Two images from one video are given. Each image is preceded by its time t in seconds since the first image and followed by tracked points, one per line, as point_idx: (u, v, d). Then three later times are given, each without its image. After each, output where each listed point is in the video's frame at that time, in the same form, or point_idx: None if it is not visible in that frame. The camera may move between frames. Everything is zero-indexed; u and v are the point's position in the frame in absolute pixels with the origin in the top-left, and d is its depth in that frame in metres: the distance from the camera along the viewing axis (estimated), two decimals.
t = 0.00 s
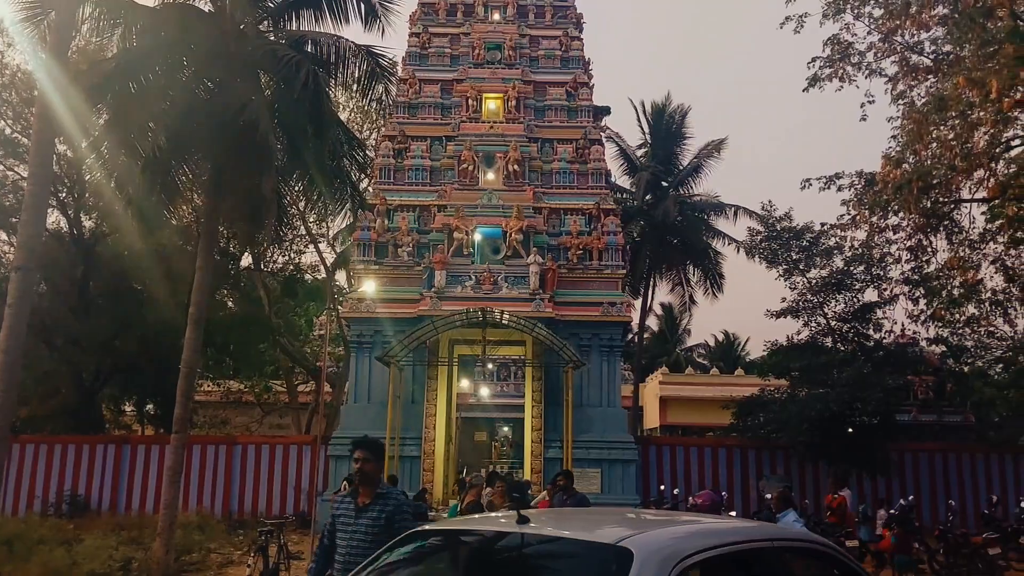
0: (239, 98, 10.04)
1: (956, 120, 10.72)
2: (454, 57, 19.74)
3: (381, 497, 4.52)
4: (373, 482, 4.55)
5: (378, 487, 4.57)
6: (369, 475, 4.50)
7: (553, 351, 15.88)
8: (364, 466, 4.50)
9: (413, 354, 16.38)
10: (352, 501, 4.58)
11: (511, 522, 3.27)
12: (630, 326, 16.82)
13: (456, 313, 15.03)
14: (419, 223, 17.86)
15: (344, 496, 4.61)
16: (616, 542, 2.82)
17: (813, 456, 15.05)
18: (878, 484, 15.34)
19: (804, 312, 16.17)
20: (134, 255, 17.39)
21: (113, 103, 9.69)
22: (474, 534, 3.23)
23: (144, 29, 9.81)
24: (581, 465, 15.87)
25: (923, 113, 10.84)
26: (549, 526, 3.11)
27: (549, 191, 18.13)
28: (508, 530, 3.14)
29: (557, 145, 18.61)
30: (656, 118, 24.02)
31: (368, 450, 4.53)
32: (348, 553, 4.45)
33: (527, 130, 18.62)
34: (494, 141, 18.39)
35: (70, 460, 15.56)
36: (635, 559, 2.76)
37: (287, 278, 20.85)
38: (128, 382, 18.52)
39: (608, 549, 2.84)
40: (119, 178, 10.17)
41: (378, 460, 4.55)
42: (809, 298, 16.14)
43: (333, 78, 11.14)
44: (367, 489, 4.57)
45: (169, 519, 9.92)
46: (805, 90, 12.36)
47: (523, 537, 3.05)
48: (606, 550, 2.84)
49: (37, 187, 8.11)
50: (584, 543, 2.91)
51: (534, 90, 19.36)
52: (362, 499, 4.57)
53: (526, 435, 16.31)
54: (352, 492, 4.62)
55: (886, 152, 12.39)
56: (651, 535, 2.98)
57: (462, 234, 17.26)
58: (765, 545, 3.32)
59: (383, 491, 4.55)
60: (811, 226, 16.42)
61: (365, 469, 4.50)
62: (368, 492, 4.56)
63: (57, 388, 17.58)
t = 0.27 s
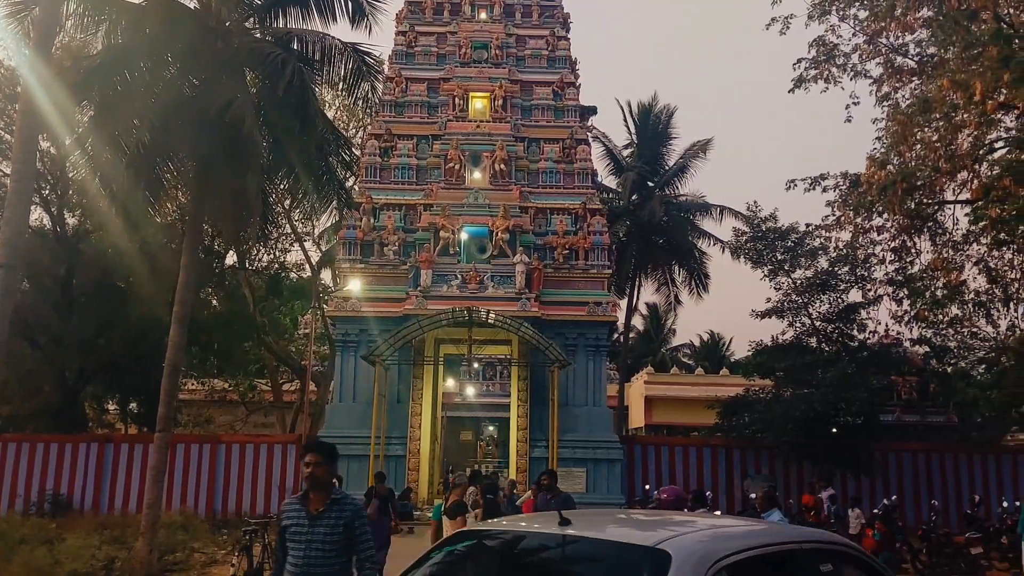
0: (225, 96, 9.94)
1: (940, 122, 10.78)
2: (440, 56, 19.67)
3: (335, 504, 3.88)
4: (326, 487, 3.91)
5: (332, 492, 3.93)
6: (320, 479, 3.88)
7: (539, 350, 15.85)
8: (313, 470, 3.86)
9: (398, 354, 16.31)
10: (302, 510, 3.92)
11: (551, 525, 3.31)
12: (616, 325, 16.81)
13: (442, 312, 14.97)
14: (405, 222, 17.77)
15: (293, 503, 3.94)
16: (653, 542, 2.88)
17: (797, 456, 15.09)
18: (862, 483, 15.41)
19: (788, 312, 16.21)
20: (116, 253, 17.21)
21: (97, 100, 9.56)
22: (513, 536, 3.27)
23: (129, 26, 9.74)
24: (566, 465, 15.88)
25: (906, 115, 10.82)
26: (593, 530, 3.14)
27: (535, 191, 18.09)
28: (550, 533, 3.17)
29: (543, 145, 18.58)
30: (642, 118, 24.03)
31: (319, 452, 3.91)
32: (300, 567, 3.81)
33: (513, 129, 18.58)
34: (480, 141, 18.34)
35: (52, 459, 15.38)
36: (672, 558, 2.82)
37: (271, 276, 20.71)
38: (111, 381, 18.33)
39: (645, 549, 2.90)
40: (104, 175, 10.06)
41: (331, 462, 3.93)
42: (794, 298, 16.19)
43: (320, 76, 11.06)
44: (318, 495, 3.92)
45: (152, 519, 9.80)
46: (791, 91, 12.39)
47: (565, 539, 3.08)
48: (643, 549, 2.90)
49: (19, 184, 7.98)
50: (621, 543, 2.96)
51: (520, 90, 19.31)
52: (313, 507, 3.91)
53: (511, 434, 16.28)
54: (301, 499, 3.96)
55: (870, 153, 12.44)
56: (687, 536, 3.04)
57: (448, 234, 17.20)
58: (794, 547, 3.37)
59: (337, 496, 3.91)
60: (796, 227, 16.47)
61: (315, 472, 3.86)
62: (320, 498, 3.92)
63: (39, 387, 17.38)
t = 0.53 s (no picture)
0: (209, 93, 9.84)
1: (922, 123, 10.84)
2: (426, 55, 19.61)
3: (288, 497, 3.74)
4: (277, 480, 3.74)
5: (283, 486, 3.77)
6: (271, 472, 3.71)
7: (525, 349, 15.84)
8: (262, 462, 3.71)
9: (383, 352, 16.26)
10: (251, 503, 3.76)
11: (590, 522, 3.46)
12: (601, 324, 16.83)
13: (427, 311, 14.93)
14: (390, 220, 17.71)
15: (241, 497, 3.78)
16: (692, 542, 3.02)
17: (780, 454, 15.18)
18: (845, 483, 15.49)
19: (772, 311, 16.29)
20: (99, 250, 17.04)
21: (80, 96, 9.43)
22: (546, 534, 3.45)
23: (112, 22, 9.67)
24: (551, 463, 15.90)
25: (890, 116, 10.87)
26: (632, 525, 3.29)
27: (521, 190, 18.08)
28: (587, 528, 3.34)
29: (529, 144, 18.57)
30: (627, 118, 24.07)
31: (269, 443, 3.76)
32: (246, 563, 3.65)
33: (499, 128, 18.55)
34: (466, 140, 18.30)
35: (33, 457, 15.21)
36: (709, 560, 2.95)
37: (255, 274, 20.58)
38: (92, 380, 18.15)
39: (683, 548, 3.03)
40: (87, 172, 9.91)
41: (282, 454, 3.78)
42: (778, 298, 16.26)
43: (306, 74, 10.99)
44: (268, 489, 3.76)
45: (134, 518, 9.71)
46: (776, 92, 12.44)
47: (605, 534, 3.24)
48: (681, 548, 3.05)
49: None
50: (661, 541, 3.10)
51: (506, 88, 19.29)
52: (263, 501, 3.75)
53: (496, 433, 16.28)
54: (250, 493, 3.79)
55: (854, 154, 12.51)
56: (722, 535, 3.17)
57: (433, 232, 17.16)
58: (821, 546, 3.47)
59: (289, 489, 3.76)
60: (780, 227, 16.55)
61: (264, 465, 3.70)
62: (269, 491, 3.75)
63: (19, 385, 17.20)
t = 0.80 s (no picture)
0: (189, 91, 9.71)
1: (901, 124, 10.92)
2: (408, 53, 19.53)
3: (245, 505, 3.54)
4: (233, 485, 3.57)
5: (239, 492, 3.59)
6: (227, 478, 3.55)
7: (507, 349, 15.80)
8: (217, 465, 3.54)
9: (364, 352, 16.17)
10: (205, 510, 3.56)
11: (622, 519, 3.66)
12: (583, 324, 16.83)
13: (409, 311, 14.86)
14: (372, 219, 17.63)
15: (195, 503, 3.60)
16: (724, 538, 3.21)
17: (760, 453, 15.26)
18: (824, 482, 15.60)
19: (753, 311, 16.36)
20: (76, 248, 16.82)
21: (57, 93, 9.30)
22: (580, 536, 3.66)
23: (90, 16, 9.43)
24: (532, 463, 15.89)
25: (869, 117, 10.94)
26: (665, 522, 3.51)
27: (503, 189, 18.05)
28: (623, 527, 3.54)
29: (511, 143, 18.54)
30: (610, 118, 24.11)
31: (225, 446, 3.60)
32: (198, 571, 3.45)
33: (481, 128, 18.51)
34: (448, 139, 18.24)
35: (9, 458, 15.05)
36: (740, 558, 3.14)
37: (235, 273, 20.41)
38: (69, 380, 17.90)
39: (716, 544, 3.23)
40: (65, 170, 9.78)
41: (240, 458, 3.61)
42: (759, 298, 16.34)
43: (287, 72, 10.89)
44: (224, 495, 3.57)
45: (111, 519, 9.57)
46: (758, 93, 12.49)
47: (640, 532, 3.46)
48: (714, 544, 3.24)
49: None
50: (694, 539, 3.30)
51: (489, 88, 19.25)
52: (218, 508, 3.55)
53: (478, 433, 16.25)
54: (204, 499, 3.60)
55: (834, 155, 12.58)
56: (753, 532, 3.35)
57: (415, 231, 17.07)
58: (848, 545, 3.64)
59: (247, 495, 3.58)
60: (761, 227, 16.62)
61: (220, 469, 3.53)
62: (224, 498, 3.56)
63: None
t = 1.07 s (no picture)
0: (165, 86, 9.58)
1: (878, 125, 11.02)
2: (388, 50, 19.43)
3: (203, 500, 3.34)
4: (192, 479, 3.37)
5: (198, 487, 3.39)
6: (185, 471, 3.36)
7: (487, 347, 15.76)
8: (174, 457, 3.34)
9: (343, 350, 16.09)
10: (161, 507, 3.35)
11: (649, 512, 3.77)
12: (563, 322, 16.83)
13: (389, 309, 14.79)
14: (351, 217, 17.53)
15: (152, 499, 3.39)
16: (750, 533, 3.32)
17: (738, 451, 15.35)
18: (801, 478, 15.72)
19: (731, 309, 16.45)
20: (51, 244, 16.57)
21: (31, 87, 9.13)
22: (607, 526, 3.78)
23: (63, 10, 9.24)
24: (512, 461, 15.87)
25: (847, 118, 11.02)
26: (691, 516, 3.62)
27: (484, 187, 18.02)
28: (649, 520, 3.65)
29: (491, 141, 18.50)
30: (590, 116, 24.15)
31: (183, 439, 3.40)
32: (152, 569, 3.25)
33: (461, 125, 18.46)
34: (428, 136, 18.18)
35: None
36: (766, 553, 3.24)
37: (213, 270, 20.20)
38: (43, 378, 17.63)
39: (741, 538, 3.33)
40: (39, 165, 9.62)
41: (198, 451, 3.43)
42: (737, 297, 16.42)
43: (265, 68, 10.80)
44: (182, 490, 3.37)
45: (87, 518, 9.42)
46: (737, 93, 12.54)
47: (665, 524, 3.56)
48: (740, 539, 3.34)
49: None
50: (720, 532, 3.41)
51: (469, 85, 19.20)
52: (175, 503, 3.36)
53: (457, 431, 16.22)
54: (160, 494, 3.40)
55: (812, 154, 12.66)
56: (776, 528, 3.45)
57: (395, 229, 16.99)
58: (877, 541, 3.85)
59: (203, 491, 3.38)
60: (740, 226, 16.70)
61: (176, 462, 3.34)
62: (182, 493, 3.36)
63: None
